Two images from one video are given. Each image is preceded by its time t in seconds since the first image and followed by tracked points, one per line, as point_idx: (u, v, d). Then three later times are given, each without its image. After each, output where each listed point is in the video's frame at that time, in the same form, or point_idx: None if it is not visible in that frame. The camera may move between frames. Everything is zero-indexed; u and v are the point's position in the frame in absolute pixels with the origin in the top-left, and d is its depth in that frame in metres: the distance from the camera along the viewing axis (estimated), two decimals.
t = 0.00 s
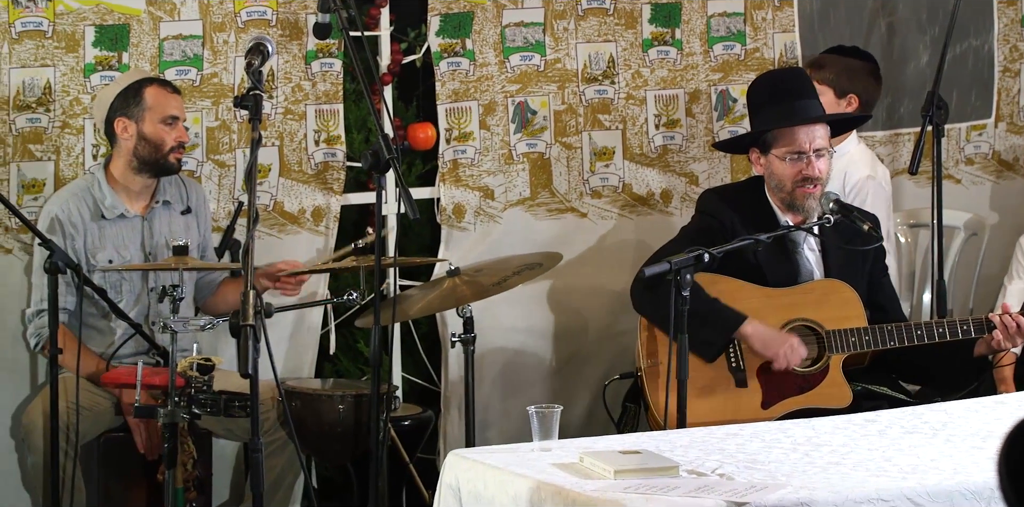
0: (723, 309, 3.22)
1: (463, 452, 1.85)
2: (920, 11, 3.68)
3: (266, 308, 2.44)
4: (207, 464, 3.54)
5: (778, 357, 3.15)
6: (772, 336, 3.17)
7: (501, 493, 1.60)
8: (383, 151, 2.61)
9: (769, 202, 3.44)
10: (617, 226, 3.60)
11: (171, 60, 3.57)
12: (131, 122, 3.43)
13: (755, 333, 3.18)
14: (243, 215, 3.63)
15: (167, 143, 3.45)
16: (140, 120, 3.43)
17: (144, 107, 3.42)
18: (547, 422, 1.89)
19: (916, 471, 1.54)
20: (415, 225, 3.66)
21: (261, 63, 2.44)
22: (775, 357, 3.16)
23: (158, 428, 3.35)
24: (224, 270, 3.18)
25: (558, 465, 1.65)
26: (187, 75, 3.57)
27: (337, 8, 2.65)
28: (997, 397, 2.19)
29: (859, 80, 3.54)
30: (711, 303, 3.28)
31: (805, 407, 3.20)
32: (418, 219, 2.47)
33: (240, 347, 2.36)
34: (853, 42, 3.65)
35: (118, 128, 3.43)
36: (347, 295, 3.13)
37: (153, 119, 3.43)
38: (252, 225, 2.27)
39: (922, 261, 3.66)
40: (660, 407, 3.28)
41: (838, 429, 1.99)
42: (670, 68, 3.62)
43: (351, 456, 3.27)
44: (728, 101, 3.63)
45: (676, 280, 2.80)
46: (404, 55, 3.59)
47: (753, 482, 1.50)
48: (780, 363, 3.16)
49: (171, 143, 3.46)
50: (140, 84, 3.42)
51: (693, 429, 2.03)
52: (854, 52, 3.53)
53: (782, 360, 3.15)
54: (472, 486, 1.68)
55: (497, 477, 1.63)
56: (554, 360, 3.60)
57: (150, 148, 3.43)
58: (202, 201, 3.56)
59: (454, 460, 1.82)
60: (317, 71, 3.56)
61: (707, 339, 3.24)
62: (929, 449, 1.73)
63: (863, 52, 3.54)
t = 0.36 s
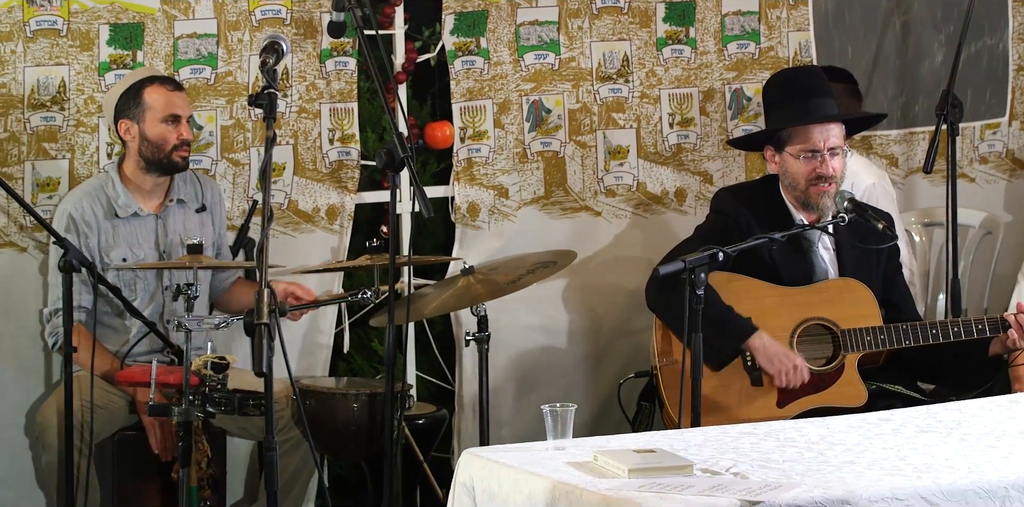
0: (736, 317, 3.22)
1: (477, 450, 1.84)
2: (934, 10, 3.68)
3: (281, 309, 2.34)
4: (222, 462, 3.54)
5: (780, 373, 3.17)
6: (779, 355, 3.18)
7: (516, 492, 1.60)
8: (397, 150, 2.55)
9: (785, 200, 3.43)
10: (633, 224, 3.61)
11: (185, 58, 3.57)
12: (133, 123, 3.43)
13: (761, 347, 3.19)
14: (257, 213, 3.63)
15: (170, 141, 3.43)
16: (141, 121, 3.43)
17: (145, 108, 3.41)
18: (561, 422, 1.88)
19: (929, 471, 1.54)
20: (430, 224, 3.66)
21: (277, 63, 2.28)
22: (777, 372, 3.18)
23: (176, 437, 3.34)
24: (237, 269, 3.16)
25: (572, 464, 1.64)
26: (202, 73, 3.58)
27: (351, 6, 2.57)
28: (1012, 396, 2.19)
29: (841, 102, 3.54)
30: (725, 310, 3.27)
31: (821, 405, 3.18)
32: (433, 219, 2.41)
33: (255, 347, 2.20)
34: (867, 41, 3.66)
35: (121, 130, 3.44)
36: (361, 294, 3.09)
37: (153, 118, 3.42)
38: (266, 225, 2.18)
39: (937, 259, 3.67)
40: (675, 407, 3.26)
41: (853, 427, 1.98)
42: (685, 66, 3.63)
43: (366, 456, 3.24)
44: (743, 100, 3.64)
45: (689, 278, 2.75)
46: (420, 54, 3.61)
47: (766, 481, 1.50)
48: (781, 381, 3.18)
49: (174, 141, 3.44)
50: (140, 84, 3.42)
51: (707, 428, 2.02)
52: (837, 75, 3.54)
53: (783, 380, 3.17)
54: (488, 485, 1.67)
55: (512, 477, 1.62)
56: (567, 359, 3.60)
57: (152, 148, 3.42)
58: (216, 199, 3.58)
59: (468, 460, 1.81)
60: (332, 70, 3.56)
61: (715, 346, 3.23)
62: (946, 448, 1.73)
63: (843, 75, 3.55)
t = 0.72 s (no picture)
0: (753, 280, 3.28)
1: (485, 451, 1.83)
2: (943, 11, 3.68)
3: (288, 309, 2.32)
4: (230, 461, 3.51)
5: (818, 314, 3.21)
6: (810, 297, 3.24)
7: (525, 492, 1.59)
8: (406, 151, 2.55)
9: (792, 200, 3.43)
10: (641, 225, 3.61)
11: (194, 59, 3.57)
12: (151, 121, 3.48)
13: (794, 299, 3.25)
14: (266, 214, 3.62)
15: (187, 141, 3.48)
16: (161, 120, 3.47)
17: (162, 107, 3.46)
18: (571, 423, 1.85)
19: (938, 471, 1.54)
20: (437, 224, 3.66)
21: (286, 64, 2.28)
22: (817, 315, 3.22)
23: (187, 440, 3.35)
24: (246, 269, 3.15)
25: (581, 464, 1.64)
26: (210, 74, 3.58)
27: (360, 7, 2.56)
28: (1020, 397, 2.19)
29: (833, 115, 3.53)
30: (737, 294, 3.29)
31: (830, 407, 3.18)
32: (440, 219, 2.41)
33: (263, 348, 2.17)
34: (875, 41, 3.66)
35: (138, 128, 3.48)
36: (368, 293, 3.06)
37: (172, 119, 3.47)
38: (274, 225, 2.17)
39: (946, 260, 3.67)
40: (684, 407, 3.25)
41: (862, 428, 1.98)
42: (693, 67, 3.63)
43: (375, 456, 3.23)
44: (751, 101, 3.64)
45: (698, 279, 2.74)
46: (428, 54, 3.63)
47: (775, 481, 1.50)
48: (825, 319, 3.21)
49: (190, 141, 3.49)
50: (158, 84, 3.45)
51: (716, 429, 2.02)
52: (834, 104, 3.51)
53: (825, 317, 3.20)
54: (497, 485, 1.67)
55: (519, 477, 1.62)
56: (575, 359, 3.60)
57: (168, 147, 3.47)
58: (225, 198, 3.59)
59: (477, 461, 1.80)
60: (340, 70, 3.57)
61: (743, 315, 3.26)
62: (954, 450, 1.73)
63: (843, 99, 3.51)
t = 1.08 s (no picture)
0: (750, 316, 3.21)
1: (487, 449, 1.83)
2: (946, 11, 3.68)
3: (291, 310, 2.31)
4: (234, 460, 3.50)
5: (796, 370, 3.17)
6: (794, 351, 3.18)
7: (528, 492, 1.60)
8: (409, 150, 2.55)
9: (796, 201, 3.43)
10: (644, 225, 3.61)
11: (197, 59, 3.57)
12: (158, 121, 3.50)
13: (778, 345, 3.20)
14: (269, 214, 3.62)
15: (193, 142, 3.52)
16: (168, 120, 3.51)
17: (168, 107, 3.50)
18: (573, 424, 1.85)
19: (942, 471, 1.54)
20: (441, 224, 3.66)
21: (288, 64, 2.28)
22: (793, 369, 3.18)
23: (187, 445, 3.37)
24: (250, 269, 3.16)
25: (583, 464, 1.64)
26: (213, 73, 3.58)
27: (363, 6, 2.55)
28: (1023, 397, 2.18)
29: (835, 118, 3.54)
30: (736, 307, 3.27)
31: (833, 407, 3.17)
32: (444, 218, 2.43)
33: (265, 347, 2.18)
34: (878, 41, 3.66)
35: (145, 128, 3.51)
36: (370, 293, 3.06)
37: (180, 119, 3.51)
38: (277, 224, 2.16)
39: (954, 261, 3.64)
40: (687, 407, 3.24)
41: (865, 428, 1.98)
42: (696, 67, 3.63)
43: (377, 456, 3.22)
44: (754, 100, 3.63)
45: (702, 279, 2.72)
46: (431, 54, 3.62)
47: (778, 482, 1.49)
48: (793, 379, 3.19)
49: (197, 141, 3.53)
50: (165, 83, 3.50)
51: (718, 428, 2.02)
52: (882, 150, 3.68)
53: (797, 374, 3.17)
54: (500, 485, 1.67)
55: (521, 477, 1.62)
56: (578, 359, 3.60)
57: (175, 147, 3.50)
58: (231, 199, 3.58)
59: (480, 459, 1.80)
60: (343, 70, 3.57)
61: (722, 345, 3.25)
62: (957, 449, 1.72)
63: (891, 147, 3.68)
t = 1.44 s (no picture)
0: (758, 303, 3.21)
1: (488, 449, 1.83)
2: (946, 11, 3.68)
3: (292, 310, 2.32)
4: (233, 460, 3.50)
5: (812, 352, 3.19)
6: (807, 334, 3.19)
7: (529, 492, 1.60)
8: (409, 150, 2.54)
9: (796, 201, 3.43)
10: (644, 225, 3.61)
11: (197, 59, 3.57)
12: (155, 123, 3.49)
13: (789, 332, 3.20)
14: (269, 214, 3.62)
15: (191, 143, 3.50)
16: (164, 121, 3.49)
17: (167, 108, 3.47)
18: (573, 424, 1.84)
19: (943, 471, 1.54)
20: (441, 224, 3.65)
21: (288, 65, 2.28)
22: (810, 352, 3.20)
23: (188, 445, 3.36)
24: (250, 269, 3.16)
25: (584, 464, 1.64)
26: (213, 74, 3.58)
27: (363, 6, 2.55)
28: None
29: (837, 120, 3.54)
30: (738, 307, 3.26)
31: (834, 407, 3.17)
32: (444, 218, 2.43)
33: (265, 347, 2.18)
34: (878, 41, 3.66)
35: (143, 129, 3.49)
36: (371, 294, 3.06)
37: (178, 120, 3.49)
38: (277, 224, 2.16)
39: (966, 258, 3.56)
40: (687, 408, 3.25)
41: (865, 428, 1.98)
42: (696, 67, 3.63)
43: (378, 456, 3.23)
44: (754, 100, 3.63)
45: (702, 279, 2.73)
46: (432, 55, 3.60)
47: (779, 481, 1.50)
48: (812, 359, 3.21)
49: (195, 142, 3.51)
50: (162, 85, 3.47)
51: (719, 428, 2.02)
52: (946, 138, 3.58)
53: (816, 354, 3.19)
54: (500, 485, 1.67)
55: (522, 477, 1.62)
56: (578, 359, 3.60)
57: (174, 148, 3.49)
58: (232, 199, 3.58)
59: (481, 460, 1.79)
60: (344, 70, 3.57)
61: (737, 333, 3.22)
62: (957, 449, 1.72)
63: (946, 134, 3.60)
